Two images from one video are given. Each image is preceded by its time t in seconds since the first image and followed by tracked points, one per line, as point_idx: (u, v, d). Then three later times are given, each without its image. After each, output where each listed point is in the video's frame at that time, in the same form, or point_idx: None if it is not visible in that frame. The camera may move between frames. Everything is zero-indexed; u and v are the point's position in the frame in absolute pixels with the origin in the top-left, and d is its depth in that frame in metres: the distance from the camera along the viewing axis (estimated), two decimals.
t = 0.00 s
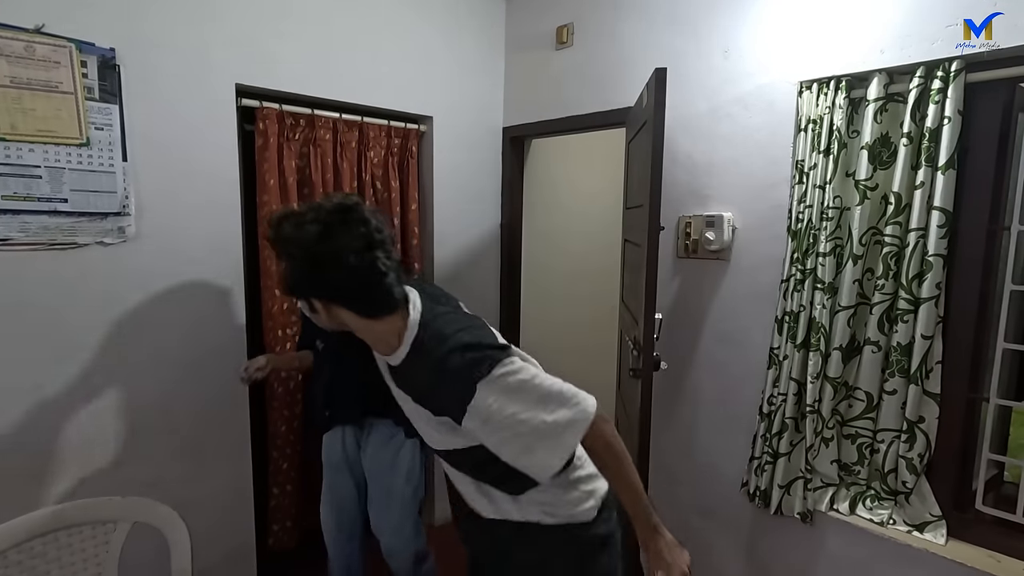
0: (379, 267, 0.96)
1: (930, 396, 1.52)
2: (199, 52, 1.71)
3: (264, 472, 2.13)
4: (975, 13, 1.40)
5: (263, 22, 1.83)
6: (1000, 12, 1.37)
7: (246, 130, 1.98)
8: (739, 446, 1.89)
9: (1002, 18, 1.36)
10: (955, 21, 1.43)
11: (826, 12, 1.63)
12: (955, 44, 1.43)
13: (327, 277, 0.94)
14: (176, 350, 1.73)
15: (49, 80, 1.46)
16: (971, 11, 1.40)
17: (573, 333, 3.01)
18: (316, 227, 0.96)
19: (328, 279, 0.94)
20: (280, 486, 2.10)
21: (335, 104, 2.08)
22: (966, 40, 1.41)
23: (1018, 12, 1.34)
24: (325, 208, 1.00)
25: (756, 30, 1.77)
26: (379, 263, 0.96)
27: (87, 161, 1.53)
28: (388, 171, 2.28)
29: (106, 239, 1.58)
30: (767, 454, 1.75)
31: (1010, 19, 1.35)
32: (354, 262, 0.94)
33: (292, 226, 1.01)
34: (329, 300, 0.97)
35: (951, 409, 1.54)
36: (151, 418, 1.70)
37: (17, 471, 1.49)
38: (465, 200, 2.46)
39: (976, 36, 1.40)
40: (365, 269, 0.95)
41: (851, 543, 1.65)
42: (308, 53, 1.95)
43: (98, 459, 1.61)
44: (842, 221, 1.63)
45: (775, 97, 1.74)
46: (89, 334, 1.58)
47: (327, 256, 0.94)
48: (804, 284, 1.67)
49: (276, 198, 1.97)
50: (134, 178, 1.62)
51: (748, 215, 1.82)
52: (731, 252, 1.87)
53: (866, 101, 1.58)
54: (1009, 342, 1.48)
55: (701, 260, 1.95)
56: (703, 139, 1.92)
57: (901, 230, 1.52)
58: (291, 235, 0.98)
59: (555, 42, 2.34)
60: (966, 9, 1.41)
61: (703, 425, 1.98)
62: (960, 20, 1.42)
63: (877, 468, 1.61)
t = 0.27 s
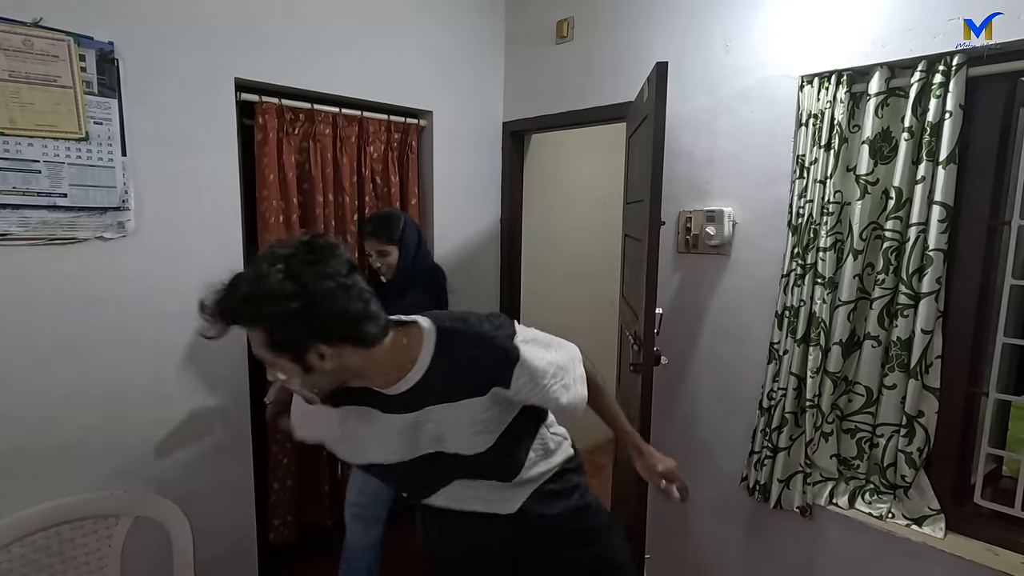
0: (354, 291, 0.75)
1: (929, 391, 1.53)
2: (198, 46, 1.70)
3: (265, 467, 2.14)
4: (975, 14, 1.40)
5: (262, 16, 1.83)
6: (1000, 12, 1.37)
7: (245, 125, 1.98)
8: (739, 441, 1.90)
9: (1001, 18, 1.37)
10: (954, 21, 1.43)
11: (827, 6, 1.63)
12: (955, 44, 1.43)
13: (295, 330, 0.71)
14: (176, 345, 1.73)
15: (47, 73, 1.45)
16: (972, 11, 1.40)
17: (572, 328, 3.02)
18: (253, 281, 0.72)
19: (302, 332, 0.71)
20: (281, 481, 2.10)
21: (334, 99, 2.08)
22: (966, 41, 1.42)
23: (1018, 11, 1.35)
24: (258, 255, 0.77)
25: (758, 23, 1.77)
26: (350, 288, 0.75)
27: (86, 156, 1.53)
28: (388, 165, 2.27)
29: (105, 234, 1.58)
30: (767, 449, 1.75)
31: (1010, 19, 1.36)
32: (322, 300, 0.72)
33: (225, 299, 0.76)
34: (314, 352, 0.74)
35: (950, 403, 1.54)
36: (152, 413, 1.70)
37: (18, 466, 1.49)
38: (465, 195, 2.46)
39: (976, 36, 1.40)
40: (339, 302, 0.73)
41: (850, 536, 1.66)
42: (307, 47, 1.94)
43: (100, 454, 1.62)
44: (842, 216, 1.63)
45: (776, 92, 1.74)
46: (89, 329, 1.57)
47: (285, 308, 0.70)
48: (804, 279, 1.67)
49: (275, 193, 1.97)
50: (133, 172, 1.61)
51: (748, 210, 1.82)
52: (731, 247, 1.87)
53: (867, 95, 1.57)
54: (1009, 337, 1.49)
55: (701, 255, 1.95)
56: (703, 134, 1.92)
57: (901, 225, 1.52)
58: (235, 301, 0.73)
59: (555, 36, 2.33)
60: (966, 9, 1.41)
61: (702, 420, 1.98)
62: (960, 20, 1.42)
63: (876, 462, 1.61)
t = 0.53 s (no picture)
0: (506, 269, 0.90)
1: (929, 386, 1.53)
2: (199, 43, 1.70)
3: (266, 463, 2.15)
4: (976, 13, 1.40)
5: (262, 12, 1.82)
6: (1000, 12, 1.37)
7: (246, 122, 1.98)
8: (739, 437, 1.90)
9: (1002, 17, 1.36)
10: (955, 20, 1.43)
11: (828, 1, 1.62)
12: (955, 44, 1.43)
13: (478, 303, 0.82)
14: (178, 341, 1.74)
15: (48, 70, 1.45)
16: (972, 10, 1.40)
17: (573, 323, 3.00)
18: (440, 254, 0.79)
19: (479, 304, 0.83)
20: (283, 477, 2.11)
21: (335, 95, 2.08)
22: (966, 40, 1.41)
23: (1018, 10, 1.34)
24: (408, 231, 0.80)
25: (759, 19, 1.76)
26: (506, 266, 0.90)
27: (87, 153, 1.53)
28: (389, 162, 2.27)
29: (107, 230, 1.58)
30: (767, 444, 1.76)
31: (1010, 18, 1.35)
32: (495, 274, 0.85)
33: (381, 278, 0.77)
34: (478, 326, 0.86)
35: (951, 399, 1.54)
36: (154, 409, 1.71)
37: (21, 461, 1.50)
38: (466, 191, 2.46)
39: (976, 36, 1.40)
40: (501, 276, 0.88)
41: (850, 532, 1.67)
42: (307, 43, 1.94)
43: (102, 450, 1.62)
44: (843, 212, 1.63)
45: (777, 87, 1.74)
46: (91, 325, 1.58)
47: (473, 280, 0.81)
48: (805, 275, 1.67)
49: (276, 189, 1.98)
50: (134, 169, 1.62)
51: (749, 206, 1.82)
52: (732, 243, 1.87)
53: (868, 91, 1.57)
54: (1009, 332, 1.49)
55: (701, 251, 1.95)
56: (704, 129, 1.92)
57: (902, 221, 1.52)
58: (394, 293, 0.77)
59: (555, 32, 2.33)
60: (967, 8, 1.41)
61: (702, 415, 1.99)
62: (961, 20, 1.42)
63: (876, 457, 1.62)
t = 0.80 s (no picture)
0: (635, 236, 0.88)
1: (929, 382, 1.53)
2: (198, 40, 1.71)
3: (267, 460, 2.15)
4: (975, 13, 1.40)
5: (262, 10, 1.83)
6: (1001, 12, 1.37)
7: (246, 120, 1.98)
8: (739, 433, 1.90)
9: (1002, 18, 1.37)
10: (955, 21, 1.43)
11: None
12: (955, 44, 1.42)
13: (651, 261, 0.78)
14: (179, 338, 1.74)
15: (47, 67, 1.45)
16: (972, 10, 1.40)
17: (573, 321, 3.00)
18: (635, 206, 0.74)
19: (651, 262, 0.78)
20: (284, 473, 2.11)
21: (335, 92, 2.08)
22: (966, 40, 1.41)
23: (1018, 10, 1.35)
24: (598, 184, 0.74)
25: (758, 15, 1.76)
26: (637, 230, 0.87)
27: (87, 150, 1.53)
28: (389, 159, 2.27)
29: (107, 228, 1.58)
30: (767, 441, 1.76)
31: (1009, 19, 1.36)
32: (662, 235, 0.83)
33: (563, 229, 0.71)
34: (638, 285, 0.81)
35: (950, 395, 1.54)
36: (155, 405, 1.71)
37: (22, 457, 1.50)
38: (466, 188, 2.46)
39: (976, 36, 1.40)
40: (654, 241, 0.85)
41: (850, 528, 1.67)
42: (307, 40, 1.94)
43: (104, 446, 1.63)
44: (843, 208, 1.62)
45: (776, 84, 1.74)
46: (91, 322, 1.58)
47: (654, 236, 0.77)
48: (804, 271, 1.67)
49: (276, 186, 1.98)
50: (134, 167, 1.62)
51: (749, 203, 1.82)
52: (731, 240, 1.87)
53: (867, 87, 1.57)
54: (1009, 328, 1.48)
55: (701, 248, 1.95)
56: (703, 126, 1.91)
57: (901, 217, 1.51)
58: (592, 242, 0.70)
59: (555, 29, 2.33)
60: (966, 8, 1.41)
61: (703, 412, 1.99)
62: (960, 20, 1.42)
63: (876, 453, 1.62)
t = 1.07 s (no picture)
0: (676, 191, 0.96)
1: (930, 380, 1.53)
2: (203, 41, 1.72)
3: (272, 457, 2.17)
4: (975, 13, 1.40)
5: (266, 10, 1.84)
6: (1001, 12, 1.37)
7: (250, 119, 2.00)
8: (742, 431, 1.91)
9: (1002, 18, 1.37)
10: (955, 21, 1.43)
11: None
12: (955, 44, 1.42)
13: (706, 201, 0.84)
14: (184, 336, 1.76)
15: (55, 69, 1.47)
16: (972, 10, 1.40)
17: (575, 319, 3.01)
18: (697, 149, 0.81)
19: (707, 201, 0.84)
20: (289, 470, 2.13)
21: (338, 92, 2.09)
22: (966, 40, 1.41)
23: (1018, 11, 1.35)
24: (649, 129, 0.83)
25: (758, 14, 1.77)
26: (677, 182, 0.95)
27: (94, 150, 1.55)
28: (392, 158, 2.29)
29: (114, 227, 1.60)
30: (768, 438, 1.77)
31: (1010, 18, 1.36)
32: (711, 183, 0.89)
33: (637, 159, 0.77)
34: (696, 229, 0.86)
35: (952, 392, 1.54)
36: (162, 402, 1.73)
37: (31, 453, 1.53)
38: (469, 187, 2.47)
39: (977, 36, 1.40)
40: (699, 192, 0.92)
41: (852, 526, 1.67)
42: (311, 40, 1.95)
43: (111, 443, 1.65)
44: (844, 206, 1.63)
45: (777, 82, 1.74)
46: (98, 321, 1.60)
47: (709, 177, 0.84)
48: (805, 269, 1.67)
49: (281, 186, 1.99)
50: (140, 167, 1.64)
51: (750, 201, 1.83)
52: (733, 238, 1.88)
53: (868, 84, 1.57)
54: (1010, 326, 1.49)
55: (703, 246, 1.95)
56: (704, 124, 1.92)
57: (902, 215, 1.52)
58: (668, 170, 0.77)
59: (557, 28, 2.33)
60: (965, 8, 1.41)
61: (706, 409, 1.99)
62: (960, 20, 1.42)
63: (877, 450, 1.62)
